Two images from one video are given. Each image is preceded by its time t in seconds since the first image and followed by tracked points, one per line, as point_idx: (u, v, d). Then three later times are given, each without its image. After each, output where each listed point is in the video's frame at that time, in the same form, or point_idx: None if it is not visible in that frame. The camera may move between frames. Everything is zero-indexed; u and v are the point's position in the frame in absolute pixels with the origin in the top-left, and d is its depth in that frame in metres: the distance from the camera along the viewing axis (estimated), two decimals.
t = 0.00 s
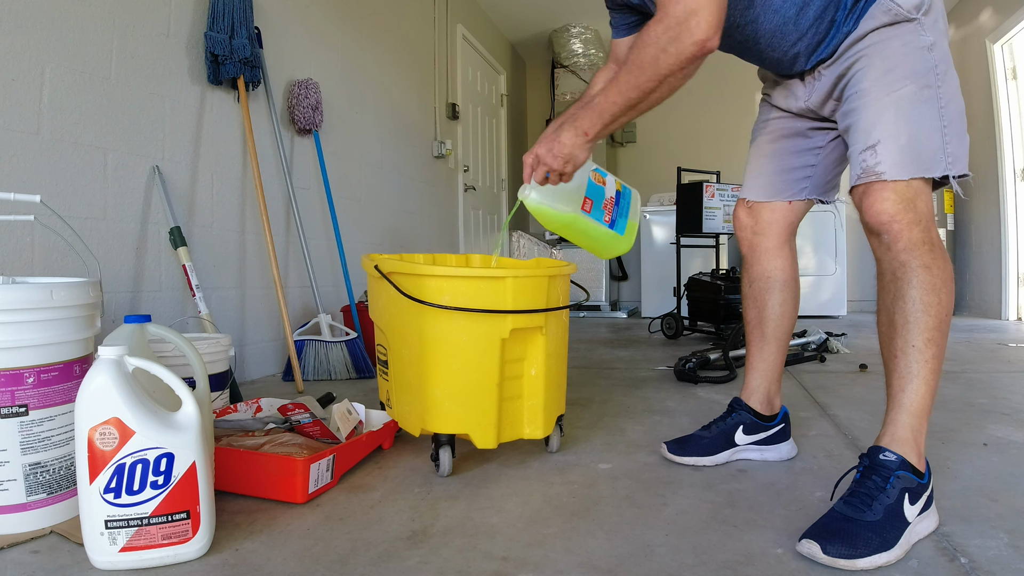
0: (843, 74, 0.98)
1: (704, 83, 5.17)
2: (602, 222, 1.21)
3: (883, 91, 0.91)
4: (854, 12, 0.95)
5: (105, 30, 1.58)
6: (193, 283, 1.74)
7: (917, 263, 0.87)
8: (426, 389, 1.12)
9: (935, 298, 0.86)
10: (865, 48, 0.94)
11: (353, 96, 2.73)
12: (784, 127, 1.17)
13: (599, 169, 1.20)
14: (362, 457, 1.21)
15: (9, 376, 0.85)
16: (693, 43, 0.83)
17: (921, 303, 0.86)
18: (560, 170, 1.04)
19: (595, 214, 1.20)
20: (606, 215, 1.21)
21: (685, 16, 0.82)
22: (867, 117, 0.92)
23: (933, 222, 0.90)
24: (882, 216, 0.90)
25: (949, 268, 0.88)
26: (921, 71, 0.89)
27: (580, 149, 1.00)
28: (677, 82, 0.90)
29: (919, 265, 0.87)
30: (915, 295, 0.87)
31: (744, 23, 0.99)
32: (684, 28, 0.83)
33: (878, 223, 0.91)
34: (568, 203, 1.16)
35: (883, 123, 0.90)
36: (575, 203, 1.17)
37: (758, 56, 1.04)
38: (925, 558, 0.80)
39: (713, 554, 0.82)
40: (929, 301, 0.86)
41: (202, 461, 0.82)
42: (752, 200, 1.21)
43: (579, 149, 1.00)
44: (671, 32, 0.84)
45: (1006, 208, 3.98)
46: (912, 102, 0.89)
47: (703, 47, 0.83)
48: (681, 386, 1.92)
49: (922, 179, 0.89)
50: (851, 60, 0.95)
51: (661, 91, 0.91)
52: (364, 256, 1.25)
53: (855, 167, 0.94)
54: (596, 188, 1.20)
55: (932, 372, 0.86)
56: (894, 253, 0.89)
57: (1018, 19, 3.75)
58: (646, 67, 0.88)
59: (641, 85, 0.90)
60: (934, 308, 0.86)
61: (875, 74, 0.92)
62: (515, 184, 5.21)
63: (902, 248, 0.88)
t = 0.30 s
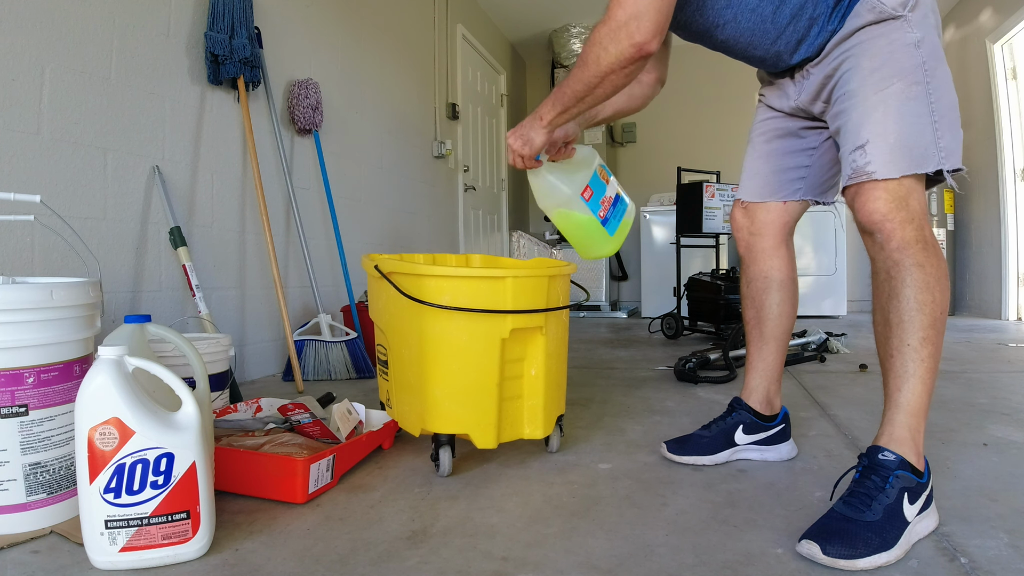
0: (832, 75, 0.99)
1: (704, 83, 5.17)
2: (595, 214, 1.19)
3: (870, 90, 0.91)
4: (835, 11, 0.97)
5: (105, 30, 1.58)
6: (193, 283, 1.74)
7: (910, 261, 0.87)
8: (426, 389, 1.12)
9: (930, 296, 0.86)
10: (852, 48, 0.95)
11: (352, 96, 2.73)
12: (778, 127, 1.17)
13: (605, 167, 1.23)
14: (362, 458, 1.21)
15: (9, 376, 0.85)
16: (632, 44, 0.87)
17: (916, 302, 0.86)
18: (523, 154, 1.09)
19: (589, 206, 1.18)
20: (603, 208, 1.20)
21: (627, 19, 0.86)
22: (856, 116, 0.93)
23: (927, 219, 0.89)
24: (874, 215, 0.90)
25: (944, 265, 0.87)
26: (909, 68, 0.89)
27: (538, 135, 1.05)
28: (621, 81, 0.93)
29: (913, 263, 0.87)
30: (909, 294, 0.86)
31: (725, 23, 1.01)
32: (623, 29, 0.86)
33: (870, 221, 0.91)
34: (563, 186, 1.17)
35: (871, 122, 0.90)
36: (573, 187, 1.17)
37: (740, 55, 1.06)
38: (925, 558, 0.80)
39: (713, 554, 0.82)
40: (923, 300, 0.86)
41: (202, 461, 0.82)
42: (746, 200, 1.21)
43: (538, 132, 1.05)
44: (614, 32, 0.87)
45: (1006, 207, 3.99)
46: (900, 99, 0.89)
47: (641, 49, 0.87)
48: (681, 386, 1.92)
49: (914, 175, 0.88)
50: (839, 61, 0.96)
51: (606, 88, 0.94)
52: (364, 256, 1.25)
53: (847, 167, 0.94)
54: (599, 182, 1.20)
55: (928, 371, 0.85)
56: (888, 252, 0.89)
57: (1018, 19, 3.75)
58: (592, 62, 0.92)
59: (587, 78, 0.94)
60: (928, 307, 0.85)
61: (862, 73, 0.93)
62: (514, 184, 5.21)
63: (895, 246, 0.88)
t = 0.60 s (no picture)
0: (815, 74, 0.99)
1: (704, 83, 5.17)
2: (590, 198, 1.27)
3: (851, 88, 0.92)
4: (817, 9, 0.97)
5: (105, 30, 1.58)
6: (193, 283, 1.74)
7: (896, 258, 0.87)
8: (426, 389, 1.12)
9: (917, 292, 0.86)
10: (835, 47, 0.95)
11: (352, 96, 2.73)
12: (765, 127, 1.17)
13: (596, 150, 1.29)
14: (362, 458, 1.21)
15: (9, 376, 0.85)
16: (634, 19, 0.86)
17: (903, 298, 0.86)
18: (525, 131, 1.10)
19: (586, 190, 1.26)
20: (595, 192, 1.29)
21: None
22: (838, 114, 0.93)
23: (912, 214, 0.89)
24: (858, 212, 0.90)
25: (930, 260, 0.87)
26: (890, 66, 0.89)
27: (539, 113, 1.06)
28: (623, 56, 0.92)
29: (899, 260, 0.87)
30: (897, 290, 0.86)
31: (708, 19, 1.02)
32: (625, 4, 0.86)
33: (855, 218, 0.91)
34: (568, 171, 1.22)
35: (852, 119, 0.90)
36: (575, 172, 1.23)
37: (724, 52, 1.06)
38: (925, 558, 0.80)
39: (712, 554, 0.82)
40: (910, 296, 0.86)
41: (202, 461, 0.82)
42: (733, 200, 1.22)
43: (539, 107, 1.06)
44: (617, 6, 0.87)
45: (1006, 207, 3.99)
46: (881, 97, 0.89)
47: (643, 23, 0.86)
48: (681, 386, 1.92)
49: (897, 172, 0.89)
50: (821, 61, 0.97)
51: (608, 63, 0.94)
52: (365, 256, 1.25)
53: (829, 164, 0.94)
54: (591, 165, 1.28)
55: (919, 366, 0.85)
56: (874, 249, 0.89)
57: (1018, 19, 3.75)
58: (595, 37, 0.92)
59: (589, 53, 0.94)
60: (916, 303, 0.85)
61: (844, 72, 0.93)
62: (514, 184, 5.21)
63: (881, 243, 0.88)
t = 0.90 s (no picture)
0: (795, 70, 0.98)
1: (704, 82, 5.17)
2: (579, 175, 1.22)
3: (831, 81, 0.92)
4: (802, 9, 0.96)
5: (105, 30, 1.58)
6: (193, 283, 1.74)
7: (877, 252, 0.87)
8: (426, 389, 1.12)
9: (900, 286, 0.85)
10: (815, 43, 0.95)
11: (353, 96, 2.73)
12: (747, 128, 1.17)
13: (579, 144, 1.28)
14: (362, 458, 1.21)
15: (9, 376, 0.85)
16: None
17: (887, 292, 0.86)
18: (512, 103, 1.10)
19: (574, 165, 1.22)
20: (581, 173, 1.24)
21: None
22: (816, 109, 0.93)
23: (891, 206, 0.89)
24: (837, 207, 0.90)
25: (912, 252, 0.87)
26: (870, 62, 0.89)
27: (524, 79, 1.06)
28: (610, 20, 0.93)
29: (880, 254, 0.86)
30: (879, 285, 0.86)
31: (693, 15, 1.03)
32: None
33: (835, 213, 0.91)
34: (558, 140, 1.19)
35: (831, 112, 0.90)
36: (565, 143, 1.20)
37: (709, 46, 1.07)
38: (925, 558, 0.80)
39: (713, 554, 0.82)
40: (893, 289, 0.85)
41: (202, 461, 0.82)
42: (714, 201, 1.22)
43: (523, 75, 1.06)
44: None
45: (1006, 208, 3.98)
46: (860, 93, 0.89)
47: None
48: (681, 386, 1.92)
49: (875, 164, 0.88)
50: (802, 57, 0.96)
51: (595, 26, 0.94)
52: (365, 256, 1.25)
53: (807, 158, 0.94)
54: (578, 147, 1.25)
55: (906, 360, 0.85)
56: (854, 244, 0.89)
57: (1018, 19, 3.75)
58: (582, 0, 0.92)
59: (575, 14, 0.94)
60: (899, 297, 0.85)
61: (825, 67, 0.93)
62: (514, 184, 5.21)
63: (861, 238, 0.88)
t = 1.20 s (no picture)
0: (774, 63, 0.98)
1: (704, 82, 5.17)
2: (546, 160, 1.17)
3: (806, 69, 0.91)
4: (788, 10, 0.96)
5: (105, 30, 1.58)
6: (193, 284, 1.74)
7: (848, 241, 0.86)
8: (426, 389, 1.12)
9: (873, 274, 0.85)
10: (795, 35, 0.94)
11: (353, 96, 2.73)
12: (729, 131, 1.17)
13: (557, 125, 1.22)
14: (362, 458, 1.21)
15: (9, 376, 0.85)
16: None
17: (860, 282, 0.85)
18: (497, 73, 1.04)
19: (543, 148, 1.16)
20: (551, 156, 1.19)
21: None
22: (791, 98, 0.92)
23: (860, 195, 0.89)
24: (805, 196, 0.89)
25: (881, 238, 0.87)
26: (846, 55, 0.90)
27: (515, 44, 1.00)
28: None
29: (850, 243, 0.86)
30: (852, 275, 0.85)
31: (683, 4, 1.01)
32: None
33: (803, 203, 0.89)
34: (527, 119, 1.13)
35: (803, 100, 0.90)
36: (533, 123, 1.13)
37: (693, 40, 1.07)
38: (925, 558, 0.79)
39: (713, 554, 0.82)
40: (866, 279, 0.85)
41: (202, 461, 0.82)
42: (697, 204, 1.23)
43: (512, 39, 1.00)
44: None
45: (1005, 208, 3.98)
46: (834, 85, 0.89)
47: None
48: (681, 386, 1.92)
49: (844, 153, 0.89)
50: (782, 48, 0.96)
51: None
52: (365, 256, 1.25)
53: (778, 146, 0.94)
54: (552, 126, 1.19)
55: (884, 347, 0.84)
56: (825, 234, 0.88)
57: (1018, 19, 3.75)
58: None
59: None
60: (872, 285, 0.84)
61: (802, 58, 0.92)
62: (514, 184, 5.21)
63: (831, 227, 0.87)
